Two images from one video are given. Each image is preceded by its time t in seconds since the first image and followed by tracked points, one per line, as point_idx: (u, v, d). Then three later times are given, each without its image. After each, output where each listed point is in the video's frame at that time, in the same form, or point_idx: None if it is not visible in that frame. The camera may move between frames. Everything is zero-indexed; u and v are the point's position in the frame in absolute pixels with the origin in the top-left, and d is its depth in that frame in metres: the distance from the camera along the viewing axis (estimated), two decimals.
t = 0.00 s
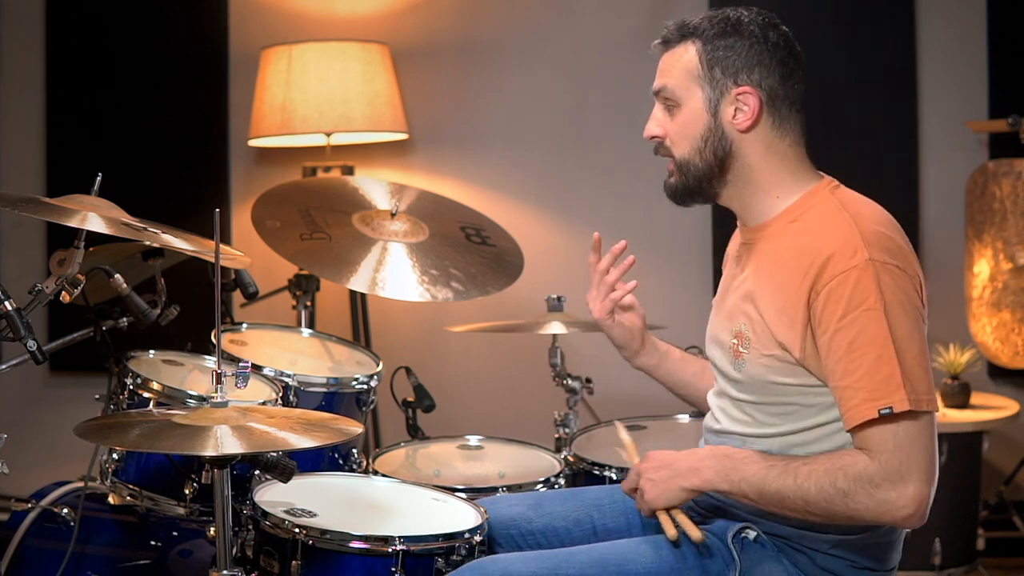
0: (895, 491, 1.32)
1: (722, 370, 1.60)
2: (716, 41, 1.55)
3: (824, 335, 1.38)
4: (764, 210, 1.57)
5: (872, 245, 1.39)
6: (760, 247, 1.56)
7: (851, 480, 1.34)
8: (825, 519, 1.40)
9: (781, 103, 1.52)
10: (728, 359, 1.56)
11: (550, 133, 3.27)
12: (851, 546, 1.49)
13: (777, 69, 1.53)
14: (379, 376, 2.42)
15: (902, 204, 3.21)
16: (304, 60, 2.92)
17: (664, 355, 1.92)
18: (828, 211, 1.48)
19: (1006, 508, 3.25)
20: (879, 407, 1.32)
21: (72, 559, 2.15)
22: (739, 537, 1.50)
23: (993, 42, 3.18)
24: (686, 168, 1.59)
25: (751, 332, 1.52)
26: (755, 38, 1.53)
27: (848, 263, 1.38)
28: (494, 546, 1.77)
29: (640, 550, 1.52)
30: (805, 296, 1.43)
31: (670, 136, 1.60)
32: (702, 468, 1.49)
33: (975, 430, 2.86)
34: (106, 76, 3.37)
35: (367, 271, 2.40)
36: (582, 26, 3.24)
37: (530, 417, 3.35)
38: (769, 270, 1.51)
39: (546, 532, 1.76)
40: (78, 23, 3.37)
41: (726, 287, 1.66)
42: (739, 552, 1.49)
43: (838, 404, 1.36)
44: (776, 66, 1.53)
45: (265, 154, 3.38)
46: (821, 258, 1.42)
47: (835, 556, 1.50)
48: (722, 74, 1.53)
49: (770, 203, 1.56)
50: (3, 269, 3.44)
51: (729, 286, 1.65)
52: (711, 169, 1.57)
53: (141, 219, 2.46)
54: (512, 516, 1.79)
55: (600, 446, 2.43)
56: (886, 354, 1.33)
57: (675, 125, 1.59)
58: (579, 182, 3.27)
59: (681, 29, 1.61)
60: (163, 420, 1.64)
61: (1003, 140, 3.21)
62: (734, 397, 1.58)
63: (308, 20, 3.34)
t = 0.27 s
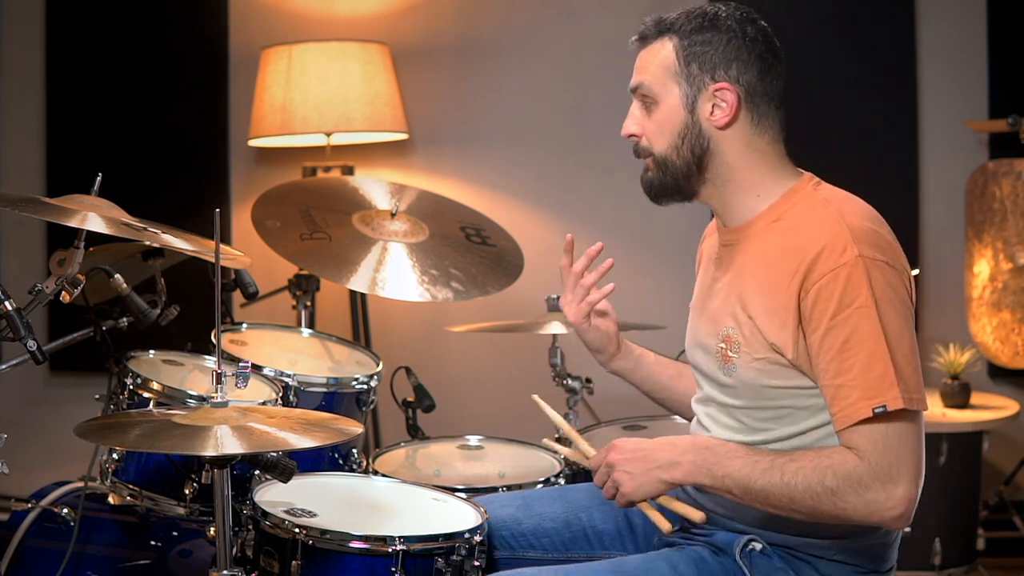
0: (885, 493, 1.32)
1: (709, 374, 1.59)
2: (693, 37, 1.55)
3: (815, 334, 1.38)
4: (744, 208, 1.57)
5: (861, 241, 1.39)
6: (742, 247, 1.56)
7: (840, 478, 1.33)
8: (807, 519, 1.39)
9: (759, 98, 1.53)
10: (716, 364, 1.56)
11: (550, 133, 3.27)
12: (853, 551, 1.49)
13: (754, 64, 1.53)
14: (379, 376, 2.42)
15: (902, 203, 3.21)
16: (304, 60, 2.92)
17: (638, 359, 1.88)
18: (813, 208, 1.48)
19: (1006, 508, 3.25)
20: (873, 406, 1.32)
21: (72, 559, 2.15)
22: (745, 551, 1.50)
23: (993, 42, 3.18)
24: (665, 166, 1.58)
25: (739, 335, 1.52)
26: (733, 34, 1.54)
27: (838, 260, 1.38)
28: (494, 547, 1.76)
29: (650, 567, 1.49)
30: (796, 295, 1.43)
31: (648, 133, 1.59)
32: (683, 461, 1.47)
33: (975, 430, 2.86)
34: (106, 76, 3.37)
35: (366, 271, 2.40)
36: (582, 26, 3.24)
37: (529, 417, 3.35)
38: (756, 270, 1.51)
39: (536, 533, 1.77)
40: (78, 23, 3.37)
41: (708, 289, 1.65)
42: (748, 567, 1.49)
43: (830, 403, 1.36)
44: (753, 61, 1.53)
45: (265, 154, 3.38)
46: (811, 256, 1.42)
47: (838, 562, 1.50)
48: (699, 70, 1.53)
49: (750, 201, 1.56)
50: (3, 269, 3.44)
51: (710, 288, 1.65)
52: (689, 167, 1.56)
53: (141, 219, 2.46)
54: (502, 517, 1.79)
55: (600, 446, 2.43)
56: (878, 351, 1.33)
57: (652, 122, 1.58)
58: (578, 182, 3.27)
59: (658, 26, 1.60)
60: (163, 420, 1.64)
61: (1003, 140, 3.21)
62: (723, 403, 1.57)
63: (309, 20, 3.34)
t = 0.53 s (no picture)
0: (894, 491, 1.32)
1: (711, 376, 1.59)
2: (684, 41, 1.55)
3: (823, 333, 1.38)
4: (744, 210, 1.57)
5: (868, 240, 1.39)
6: (744, 250, 1.56)
7: (850, 478, 1.33)
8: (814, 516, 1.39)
9: (753, 100, 1.53)
10: (719, 366, 1.56)
11: (550, 133, 3.27)
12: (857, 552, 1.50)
13: (747, 65, 1.53)
14: (379, 376, 2.42)
15: (902, 203, 3.21)
16: (304, 60, 2.92)
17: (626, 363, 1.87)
18: (817, 207, 1.48)
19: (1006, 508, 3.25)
20: (883, 404, 1.32)
21: (72, 559, 2.15)
22: (750, 558, 1.50)
23: (993, 42, 3.18)
24: (663, 172, 1.58)
25: (743, 336, 1.52)
26: (724, 36, 1.54)
27: (845, 258, 1.38)
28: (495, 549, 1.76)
29: None
30: (803, 294, 1.42)
31: (643, 140, 1.59)
32: (689, 463, 1.45)
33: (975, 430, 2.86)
34: (106, 76, 3.37)
35: (367, 271, 2.40)
36: (582, 26, 3.24)
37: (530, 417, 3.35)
38: (762, 270, 1.51)
39: (531, 533, 1.77)
40: (78, 23, 3.37)
41: (709, 291, 1.65)
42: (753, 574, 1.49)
43: (838, 402, 1.36)
44: (746, 62, 1.54)
45: (265, 153, 3.38)
46: (818, 255, 1.42)
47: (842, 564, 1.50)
48: (692, 75, 1.54)
49: (751, 202, 1.56)
50: (3, 269, 3.44)
51: (711, 289, 1.64)
52: (688, 172, 1.56)
53: (142, 219, 2.46)
54: (498, 518, 1.79)
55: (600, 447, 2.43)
56: (887, 349, 1.34)
57: (647, 129, 1.58)
58: (578, 182, 3.27)
59: (647, 32, 1.61)
60: (163, 420, 1.64)
61: (1003, 140, 3.21)
62: (726, 405, 1.57)
63: (309, 20, 3.34)
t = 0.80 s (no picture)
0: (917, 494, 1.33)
1: (721, 372, 1.59)
2: (713, 38, 1.54)
3: (838, 337, 1.38)
4: (759, 210, 1.57)
5: (885, 246, 1.39)
6: (758, 249, 1.56)
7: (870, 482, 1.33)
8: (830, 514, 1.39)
9: (778, 102, 1.53)
10: (729, 363, 1.56)
11: (550, 133, 3.27)
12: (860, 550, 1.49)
13: (774, 67, 1.53)
14: (379, 376, 2.42)
15: (902, 203, 3.21)
16: (304, 60, 2.92)
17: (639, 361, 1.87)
18: (834, 211, 1.48)
19: (1006, 508, 3.25)
20: (900, 410, 1.32)
21: (72, 559, 2.15)
22: (749, 553, 1.50)
23: (993, 42, 3.18)
24: (681, 166, 1.57)
25: (754, 334, 1.52)
26: (754, 36, 1.54)
27: (863, 264, 1.38)
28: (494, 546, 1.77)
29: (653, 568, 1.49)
30: (818, 298, 1.42)
31: (665, 133, 1.58)
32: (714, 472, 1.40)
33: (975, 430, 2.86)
34: (107, 76, 3.37)
35: (367, 271, 2.40)
36: (582, 26, 3.24)
37: (530, 417, 3.35)
38: (775, 272, 1.51)
39: (540, 534, 1.77)
40: (78, 23, 3.37)
41: (720, 288, 1.65)
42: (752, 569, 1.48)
43: (854, 405, 1.36)
44: (773, 64, 1.53)
45: (265, 153, 3.38)
46: (834, 259, 1.42)
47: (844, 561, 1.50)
48: (720, 72, 1.53)
49: (766, 202, 1.56)
50: (3, 269, 3.44)
51: (722, 285, 1.65)
52: (707, 168, 1.56)
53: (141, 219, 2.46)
54: (507, 517, 1.79)
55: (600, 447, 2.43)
56: (904, 355, 1.34)
57: (669, 122, 1.57)
58: (578, 182, 3.27)
59: (675, 25, 1.59)
60: (163, 420, 1.64)
61: (1003, 140, 3.21)
62: (735, 400, 1.57)
63: (308, 20, 3.34)
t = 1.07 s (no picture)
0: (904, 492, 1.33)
1: (721, 366, 1.60)
2: (727, 38, 1.54)
3: (832, 336, 1.38)
4: (766, 209, 1.57)
5: (882, 247, 1.39)
6: (758, 246, 1.57)
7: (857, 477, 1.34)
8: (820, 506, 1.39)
9: (789, 105, 1.53)
10: (728, 357, 1.56)
11: (549, 133, 3.27)
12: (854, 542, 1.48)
13: (786, 70, 1.53)
14: (379, 376, 2.42)
15: (902, 203, 3.21)
16: (304, 60, 2.92)
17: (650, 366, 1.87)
18: (833, 211, 1.48)
19: (1006, 508, 3.25)
20: (890, 408, 1.33)
21: (72, 559, 2.15)
22: (742, 541, 1.51)
23: (993, 41, 3.18)
24: (691, 164, 1.58)
25: (752, 330, 1.52)
26: (767, 38, 1.53)
27: (859, 264, 1.38)
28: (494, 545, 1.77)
29: (648, 557, 1.50)
30: (813, 296, 1.42)
31: (676, 131, 1.58)
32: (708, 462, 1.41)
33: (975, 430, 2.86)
34: (107, 76, 3.37)
35: (366, 271, 2.40)
36: (583, 26, 3.24)
37: (530, 417, 3.34)
38: (772, 269, 1.51)
39: (544, 533, 1.77)
40: (78, 23, 3.37)
41: (723, 282, 1.66)
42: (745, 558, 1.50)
43: (846, 403, 1.37)
44: (785, 67, 1.53)
45: (265, 153, 3.38)
46: (829, 258, 1.42)
47: (838, 552, 1.49)
48: (733, 72, 1.53)
49: (771, 202, 1.56)
50: (3, 269, 3.44)
51: (724, 280, 1.65)
52: (717, 167, 1.56)
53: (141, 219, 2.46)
54: (511, 514, 1.79)
55: (600, 446, 2.43)
56: (896, 356, 1.34)
57: (681, 120, 1.57)
58: (578, 182, 3.27)
59: (689, 24, 1.59)
60: (163, 420, 1.64)
61: (1003, 140, 3.21)
62: (732, 394, 1.58)
63: (308, 20, 3.34)
